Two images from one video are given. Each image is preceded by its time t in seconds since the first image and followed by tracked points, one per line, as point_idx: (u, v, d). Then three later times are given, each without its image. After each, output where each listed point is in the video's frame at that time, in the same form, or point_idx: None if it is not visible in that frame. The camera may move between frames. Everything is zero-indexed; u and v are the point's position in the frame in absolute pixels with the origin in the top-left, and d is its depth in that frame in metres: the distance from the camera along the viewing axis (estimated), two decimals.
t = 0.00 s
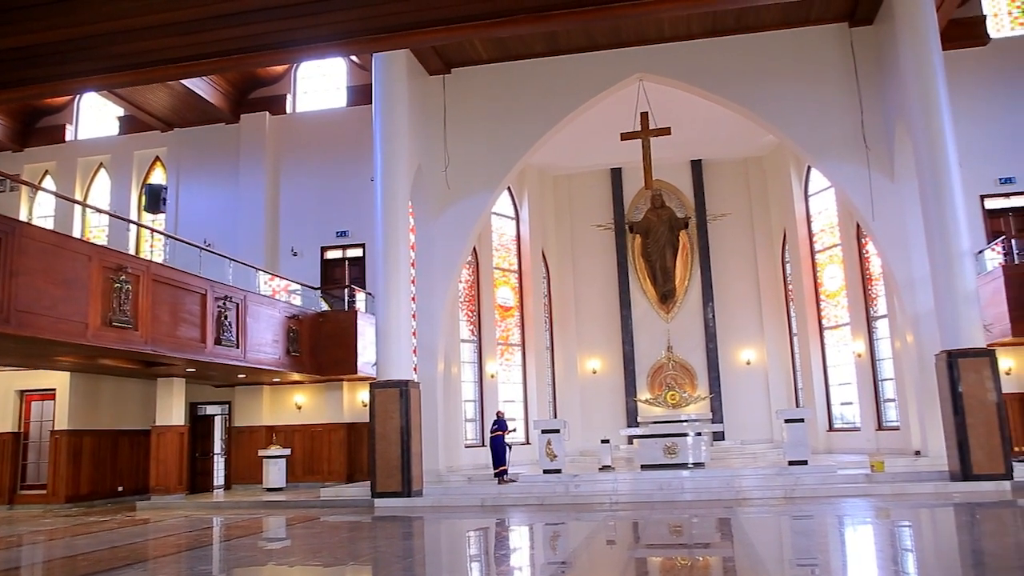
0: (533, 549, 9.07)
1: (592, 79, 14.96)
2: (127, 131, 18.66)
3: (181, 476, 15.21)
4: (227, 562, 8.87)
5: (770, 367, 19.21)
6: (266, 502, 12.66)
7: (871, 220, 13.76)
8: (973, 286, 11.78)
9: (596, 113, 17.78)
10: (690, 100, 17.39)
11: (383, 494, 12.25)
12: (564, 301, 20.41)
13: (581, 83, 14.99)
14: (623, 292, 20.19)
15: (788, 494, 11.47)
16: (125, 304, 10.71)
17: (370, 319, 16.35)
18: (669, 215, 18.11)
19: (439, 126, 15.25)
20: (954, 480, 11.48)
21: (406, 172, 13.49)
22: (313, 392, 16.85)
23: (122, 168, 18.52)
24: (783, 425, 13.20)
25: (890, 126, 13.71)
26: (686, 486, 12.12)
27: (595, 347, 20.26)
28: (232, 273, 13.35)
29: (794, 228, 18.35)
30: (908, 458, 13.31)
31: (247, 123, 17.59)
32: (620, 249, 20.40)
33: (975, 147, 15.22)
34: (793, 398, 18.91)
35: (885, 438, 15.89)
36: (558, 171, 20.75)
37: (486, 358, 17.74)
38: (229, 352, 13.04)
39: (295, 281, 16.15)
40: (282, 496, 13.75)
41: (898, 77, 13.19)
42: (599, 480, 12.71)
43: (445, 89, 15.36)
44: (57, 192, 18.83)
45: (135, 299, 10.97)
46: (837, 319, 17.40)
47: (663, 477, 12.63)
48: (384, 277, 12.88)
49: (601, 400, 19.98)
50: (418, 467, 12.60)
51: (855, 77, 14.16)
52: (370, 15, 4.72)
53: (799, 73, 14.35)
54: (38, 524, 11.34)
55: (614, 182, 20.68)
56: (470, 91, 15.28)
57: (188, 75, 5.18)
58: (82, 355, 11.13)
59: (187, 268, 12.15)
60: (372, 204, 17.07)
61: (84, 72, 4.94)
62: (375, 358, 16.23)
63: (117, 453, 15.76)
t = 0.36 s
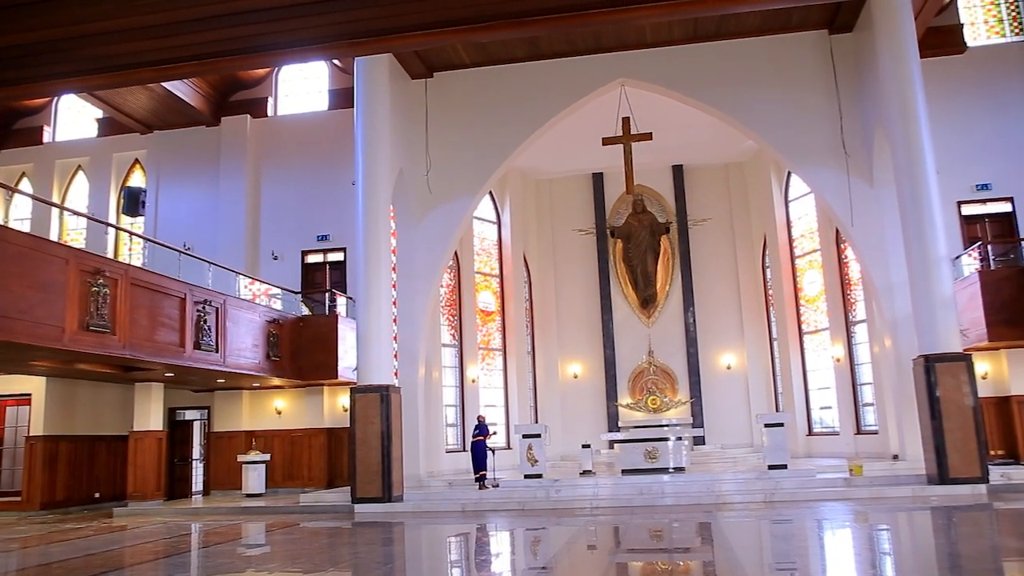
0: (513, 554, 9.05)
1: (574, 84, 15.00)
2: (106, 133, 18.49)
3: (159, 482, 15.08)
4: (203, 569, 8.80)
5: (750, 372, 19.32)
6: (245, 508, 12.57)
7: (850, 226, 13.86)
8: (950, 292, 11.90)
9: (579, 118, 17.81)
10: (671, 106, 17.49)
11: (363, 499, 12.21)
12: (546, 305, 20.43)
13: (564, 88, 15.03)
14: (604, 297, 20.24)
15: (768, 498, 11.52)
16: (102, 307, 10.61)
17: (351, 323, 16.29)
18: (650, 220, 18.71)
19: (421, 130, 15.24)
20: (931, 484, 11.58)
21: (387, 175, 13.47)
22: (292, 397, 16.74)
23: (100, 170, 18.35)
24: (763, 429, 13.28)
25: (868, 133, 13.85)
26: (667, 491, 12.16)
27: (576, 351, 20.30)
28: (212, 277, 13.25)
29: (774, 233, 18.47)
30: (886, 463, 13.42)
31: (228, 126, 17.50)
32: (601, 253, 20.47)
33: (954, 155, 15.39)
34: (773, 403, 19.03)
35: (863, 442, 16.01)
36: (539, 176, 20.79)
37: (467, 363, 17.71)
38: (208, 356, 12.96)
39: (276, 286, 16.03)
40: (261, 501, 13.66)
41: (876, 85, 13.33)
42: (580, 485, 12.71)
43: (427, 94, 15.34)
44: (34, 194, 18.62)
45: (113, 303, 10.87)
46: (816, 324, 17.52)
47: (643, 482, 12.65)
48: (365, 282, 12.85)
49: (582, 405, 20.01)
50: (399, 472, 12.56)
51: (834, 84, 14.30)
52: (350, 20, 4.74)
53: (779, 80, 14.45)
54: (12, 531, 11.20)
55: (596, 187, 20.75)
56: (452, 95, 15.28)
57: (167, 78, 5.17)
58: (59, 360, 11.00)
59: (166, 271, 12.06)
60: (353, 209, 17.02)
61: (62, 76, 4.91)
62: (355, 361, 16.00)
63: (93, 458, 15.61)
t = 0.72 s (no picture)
0: (495, 556, 9.06)
1: (557, 87, 15.03)
2: (86, 133, 18.35)
3: (139, 484, 14.99)
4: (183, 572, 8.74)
5: (732, 374, 19.42)
6: (226, 511, 12.50)
7: (831, 230, 13.97)
8: (929, 295, 12.02)
9: (562, 121, 17.85)
10: (654, 110, 17.57)
11: (344, 502, 12.17)
12: (529, 308, 20.45)
13: (547, 91, 15.06)
14: (587, 299, 20.28)
15: (749, 500, 11.58)
16: (81, 309, 10.52)
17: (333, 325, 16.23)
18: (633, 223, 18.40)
19: (404, 132, 15.22)
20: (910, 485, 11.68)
21: (370, 177, 13.45)
22: (274, 399, 16.67)
23: (80, 170, 18.20)
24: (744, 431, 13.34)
25: (849, 138, 13.97)
26: (648, 493, 12.19)
27: (559, 353, 20.32)
28: (193, 279, 13.17)
29: (756, 236, 18.59)
30: (866, 465, 13.51)
31: (209, 127, 17.42)
32: (584, 256, 20.50)
33: (934, 160, 15.54)
34: (754, 405, 19.13)
35: (843, 444, 16.13)
36: (523, 178, 20.81)
37: (449, 365, 17.69)
38: (188, 358, 12.87)
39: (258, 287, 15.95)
40: (242, 504, 13.59)
41: (857, 90, 13.45)
42: (562, 487, 12.72)
43: (411, 96, 15.33)
44: (12, 194, 18.44)
45: (92, 304, 10.78)
46: (797, 327, 17.63)
47: (625, 484, 12.68)
48: (348, 283, 12.81)
49: (564, 407, 20.03)
50: (381, 474, 12.53)
51: (815, 89, 14.41)
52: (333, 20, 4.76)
53: (760, 84, 14.55)
54: None
55: (579, 190, 20.80)
56: (435, 97, 15.27)
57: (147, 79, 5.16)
58: (37, 361, 10.90)
59: (146, 273, 11.97)
60: (335, 210, 16.98)
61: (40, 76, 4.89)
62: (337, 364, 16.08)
63: (72, 461, 15.47)
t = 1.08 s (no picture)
0: (476, 557, 9.05)
1: (540, 88, 15.04)
2: (64, 130, 18.17)
3: (117, 485, 14.84)
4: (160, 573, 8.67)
5: (713, 375, 19.51)
6: (205, 512, 12.41)
7: (811, 232, 14.07)
8: (907, 297, 12.14)
9: (545, 121, 17.87)
10: (637, 111, 17.62)
11: (325, 503, 12.13)
12: (510, 308, 20.45)
13: (530, 91, 15.07)
14: (569, 300, 20.32)
15: (729, 500, 11.63)
16: (59, 308, 10.42)
17: (314, 325, 16.17)
18: (615, 224, 19.26)
19: (386, 132, 15.18)
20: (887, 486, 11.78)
21: (352, 177, 13.40)
22: (254, 399, 16.59)
23: (57, 167, 18.01)
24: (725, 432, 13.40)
25: (829, 140, 14.08)
26: (629, 493, 12.23)
27: (541, 354, 20.34)
28: (173, 278, 13.09)
29: (737, 238, 18.69)
30: (845, 465, 13.62)
31: (190, 125, 17.30)
32: (566, 257, 20.53)
33: (913, 163, 15.68)
34: (735, 406, 19.24)
35: (823, 445, 16.25)
36: (505, 179, 20.81)
37: (431, 365, 17.66)
38: (168, 357, 12.78)
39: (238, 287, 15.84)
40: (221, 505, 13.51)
41: (837, 93, 13.56)
42: (543, 488, 12.72)
43: (393, 95, 15.29)
44: None
45: (70, 303, 10.68)
46: (778, 328, 17.73)
47: (606, 485, 12.71)
48: (329, 283, 12.76)
49: (545, 407, 20.05)
50: (361, 474, 12.50)
51: (796, 91, 14.51)
52: (312, 19, 4.76)
53: (741, 86, 14.63)
54: None
55: (561, 191, 20.84)
56: (418, 97, 15.24)
57: (126, 76, 5.14)
58: (13, 361, 10.80)
59: (125, 272, 11.88)
60: (317, 210, 16.91)
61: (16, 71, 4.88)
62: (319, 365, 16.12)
63: (48, 462, 15.30)
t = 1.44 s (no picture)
0: (455, 559, 9.03)
1: (522, 89, 15.05)
2: (40, 128, 17.95)
3: (92, 488, 14.68)
4: None
5: (693, 377, 19.61)
6: (182, 514, 12.30)
7: (790, 235, 14.17)
8: (884, 300, 12.26)
9: (526, 123, 17.89)
10: (617, 114, 17.69)
11: (304, 504, 12.07)
12: (491, 309, 20.45)
13: (512, 92, 15.08)
14: (549, 302, 20.35)
15: (709, 502, 11.68)
16: (33, 308, 10.30)
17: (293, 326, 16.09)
18: (595, 225, 17.15)
19: (367, 132, 15.13)
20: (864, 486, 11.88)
21: (332, 177, 13.34)
22: (232, 401, 16.49)
23: (33, 166, 17.78)
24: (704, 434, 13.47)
25: (807, 144, 14.20)
26: (608, 495, 12.26)
27: (521, 356, 20.34)
28: (150, 278, 12.98)
29: (716, 240, 18.80)
30: (822, 467, 13.73)
31: (169, 124, 17.17)
32: (547, 259, 20.55)
33: (890, 167, 15.84)
34: (713, 407, 19.34)
35: (801, 446, 16.38)
36: (486, 180, 20.80)
37: (411, 367, 17.61)
38: (145, 358, 12.67)
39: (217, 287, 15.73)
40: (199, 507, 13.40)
41: (816, 98, 13.68)
42: (523, 490, 12.72)
43: (374, 96, 15.25)
44: None
45: (44, 303, 10.55)
46: (757, 330, 17.84)
47: (586, 486, 12.73)
48: (308, 284, 12.70)
49: (525, 409, 20.06)
50: (341, 476, 12.43)
51: (774, 95, 14.61)
52: (292, 19, 4.74)
53: (721, 90, 14.71)
54: None
55: (542, 192, 20.86)
56: (398, 98, 15.21)
57: (103, 74, 5.11)
58: None
59: (102, 271, 11.76)
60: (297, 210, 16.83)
61: None
62: (296, 365, 15.92)
63: (22, 465, 15.13)
